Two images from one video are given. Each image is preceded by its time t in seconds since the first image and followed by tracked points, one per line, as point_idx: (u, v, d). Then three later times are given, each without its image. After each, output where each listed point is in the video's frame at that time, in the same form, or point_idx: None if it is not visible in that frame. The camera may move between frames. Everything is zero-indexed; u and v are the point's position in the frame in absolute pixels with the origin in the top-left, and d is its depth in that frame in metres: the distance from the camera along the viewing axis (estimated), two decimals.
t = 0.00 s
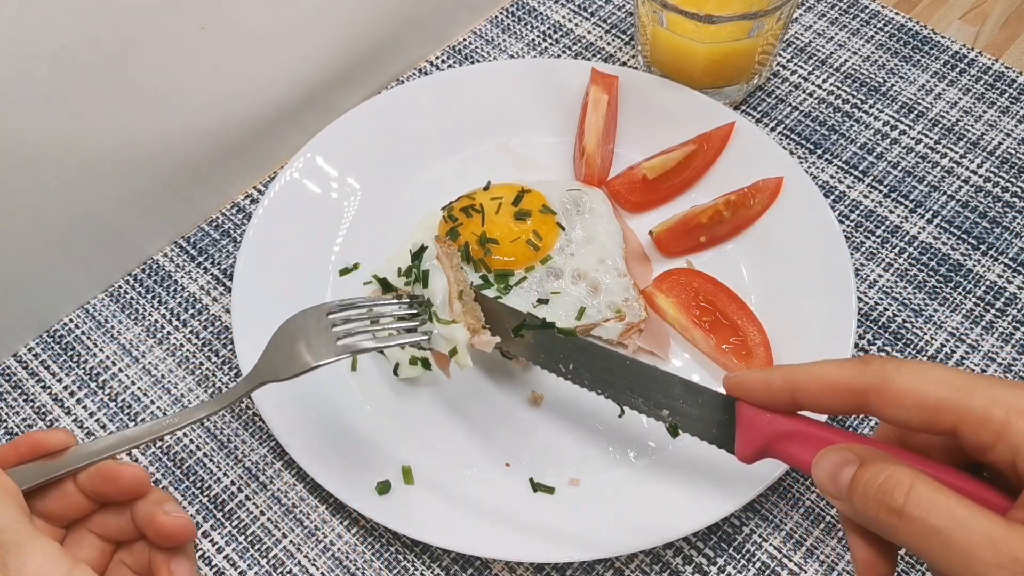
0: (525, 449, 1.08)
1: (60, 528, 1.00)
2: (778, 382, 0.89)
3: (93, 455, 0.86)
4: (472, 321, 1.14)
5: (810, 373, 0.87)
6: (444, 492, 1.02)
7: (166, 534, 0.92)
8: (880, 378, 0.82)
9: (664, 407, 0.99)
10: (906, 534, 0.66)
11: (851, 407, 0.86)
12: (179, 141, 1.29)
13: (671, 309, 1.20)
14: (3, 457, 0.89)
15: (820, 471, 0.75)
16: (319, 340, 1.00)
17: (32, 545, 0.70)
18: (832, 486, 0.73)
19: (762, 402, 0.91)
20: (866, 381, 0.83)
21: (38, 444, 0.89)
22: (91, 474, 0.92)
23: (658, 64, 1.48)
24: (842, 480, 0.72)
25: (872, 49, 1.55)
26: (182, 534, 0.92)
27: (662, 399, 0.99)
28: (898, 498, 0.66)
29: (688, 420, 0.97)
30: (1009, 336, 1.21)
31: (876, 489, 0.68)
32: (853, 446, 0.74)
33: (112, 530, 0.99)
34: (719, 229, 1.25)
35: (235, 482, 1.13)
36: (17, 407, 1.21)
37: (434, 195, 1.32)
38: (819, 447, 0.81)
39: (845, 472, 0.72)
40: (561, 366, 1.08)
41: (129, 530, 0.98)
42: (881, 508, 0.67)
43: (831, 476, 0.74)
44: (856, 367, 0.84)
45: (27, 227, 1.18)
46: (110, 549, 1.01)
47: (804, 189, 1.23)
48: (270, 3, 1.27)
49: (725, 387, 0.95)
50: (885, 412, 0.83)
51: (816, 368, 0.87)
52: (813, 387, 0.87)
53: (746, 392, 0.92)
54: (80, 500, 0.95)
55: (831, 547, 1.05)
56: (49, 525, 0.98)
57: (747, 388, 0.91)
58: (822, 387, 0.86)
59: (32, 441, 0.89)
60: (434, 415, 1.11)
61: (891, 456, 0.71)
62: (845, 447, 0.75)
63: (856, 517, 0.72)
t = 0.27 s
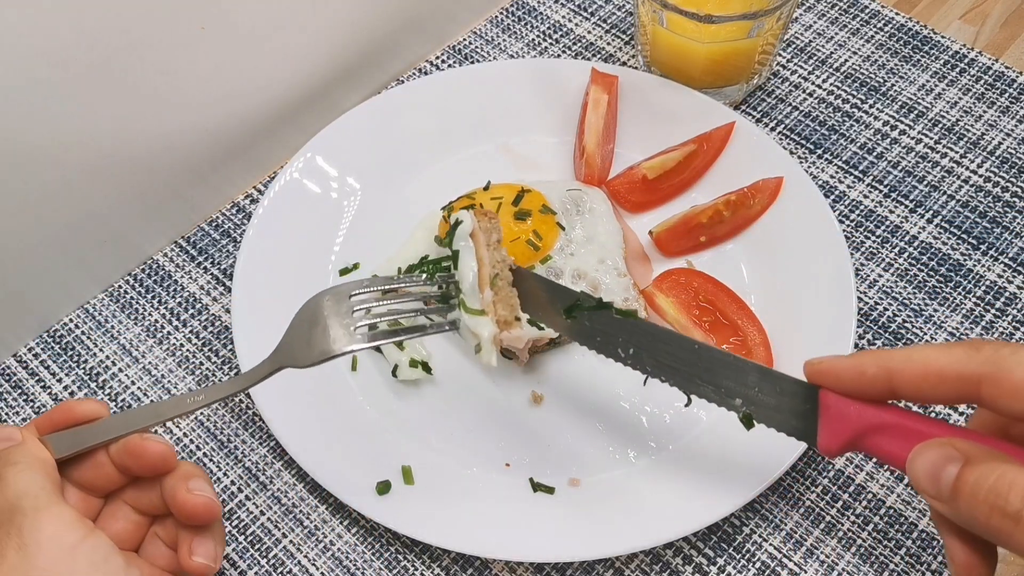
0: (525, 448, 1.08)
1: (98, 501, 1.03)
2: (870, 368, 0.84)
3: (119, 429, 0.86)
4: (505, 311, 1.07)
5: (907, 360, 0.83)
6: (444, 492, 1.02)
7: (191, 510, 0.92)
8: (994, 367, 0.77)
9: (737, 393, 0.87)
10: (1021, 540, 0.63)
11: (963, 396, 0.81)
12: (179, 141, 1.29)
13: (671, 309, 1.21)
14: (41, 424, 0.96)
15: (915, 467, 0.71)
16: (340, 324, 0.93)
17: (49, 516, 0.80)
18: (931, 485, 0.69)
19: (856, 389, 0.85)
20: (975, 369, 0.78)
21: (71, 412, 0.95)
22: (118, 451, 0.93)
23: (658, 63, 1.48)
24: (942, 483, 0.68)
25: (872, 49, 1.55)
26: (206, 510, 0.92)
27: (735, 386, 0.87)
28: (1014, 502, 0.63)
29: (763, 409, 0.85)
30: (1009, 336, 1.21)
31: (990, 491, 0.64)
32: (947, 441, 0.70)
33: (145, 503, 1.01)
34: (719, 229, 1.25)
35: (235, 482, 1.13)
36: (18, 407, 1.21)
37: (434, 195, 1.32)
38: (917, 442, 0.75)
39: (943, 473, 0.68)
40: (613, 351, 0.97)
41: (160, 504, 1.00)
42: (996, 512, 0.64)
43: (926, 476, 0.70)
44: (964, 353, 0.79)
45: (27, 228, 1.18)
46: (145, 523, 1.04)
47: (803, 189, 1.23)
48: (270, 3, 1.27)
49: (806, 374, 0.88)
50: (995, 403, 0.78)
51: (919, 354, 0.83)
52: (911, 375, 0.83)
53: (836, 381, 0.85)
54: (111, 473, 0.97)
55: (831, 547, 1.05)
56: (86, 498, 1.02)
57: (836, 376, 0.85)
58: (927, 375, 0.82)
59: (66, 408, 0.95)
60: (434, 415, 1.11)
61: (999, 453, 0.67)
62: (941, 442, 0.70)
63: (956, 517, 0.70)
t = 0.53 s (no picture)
0: (525, 448, 1.08)
1: (101, 487, 1.04)
2: (891, 347, 0.83)
3: (119, 412, 0.84)
4: (508, 281, 0.97)
5: (932, 340, 0.83)
6: (444, 492, 1.02)
7: (191, 496, 0.91)
8: None
9: (749, 371, 0.85)
10: None
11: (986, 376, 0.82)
12: (179, 140, 1.29)
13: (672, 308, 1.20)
14: (42, 410, 0.95)
15: (938, 450, 0.70)
16: (339, 298, 0.89)
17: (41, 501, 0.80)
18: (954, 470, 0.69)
19: (875, 369, 0.83)
20: (1006, 349, 0.79)
21: (71, 397, 0.94)
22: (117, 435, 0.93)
23: (658, 63, 1.48)
24: (968, 467, 0.68)
25: (872, 48, 1.55)
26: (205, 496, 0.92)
27: (748, 363, 0.85)
28: None
29: (777, 387, 0.84)
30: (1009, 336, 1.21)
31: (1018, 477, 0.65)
32: (972, 424, 0.70)
33: (146, 490, 1.01)
34: (719, 229, 1.25)
35: (235, 482, 1.13)
36: (18, 407, 1.21)
37: (434, 195, 1.32)
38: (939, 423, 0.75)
39: (968, 458, 0.68)
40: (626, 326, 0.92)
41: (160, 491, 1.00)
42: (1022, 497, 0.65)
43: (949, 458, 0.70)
44: (993, 332, 0.80)
45: (27, 227, 1.18)
46: (148, 510, 1.04)
47: (803, 189, 1.23)
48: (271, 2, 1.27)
49: (824, 353, 0.87)
50: None
51: (943, 334, 0.83)
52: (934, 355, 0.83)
53: (858, 360, 0.84)
54: (111, 460, 0.98)
55: (831, 547, 1.05)
56: (88, 484, 1.02)
57: (855, 354, 0.84)
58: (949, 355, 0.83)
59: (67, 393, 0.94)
60: (434, 415, 1.11)
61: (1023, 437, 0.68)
62: (966, 424, 0.70)
63: (979, 502, 0.70)
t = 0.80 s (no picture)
0: (525, 448, 1.08)
1: (101, 484, 1.03)
2: (905, 337, 0.84)
3: (120, 407, 0.84)
4: (515, 267, 0.92)
5: (944, 331, 0.84)
6: (443, 492, 1.02)
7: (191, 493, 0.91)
8: None
9: (756, 363, 0.85)
10: None
11: (996, 367, 0.84)
12: (179, 140, 1.29)
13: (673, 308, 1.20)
14: (42, 405, 0.94)
15: (952, 446, 0.70)
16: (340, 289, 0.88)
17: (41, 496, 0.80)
18: (966, 465, 0.69)
19: (884, 361, 0.85)
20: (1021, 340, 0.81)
21: (72, 392, 0.93)
22: (118, 431, 0.93)
23: (658, 63, 1.48)
24: (981, 461, 0.68)
25: (872, 48, 1.55)
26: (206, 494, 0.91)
27: (757, 355, 0.85)
28: None
29: (787, 379, 0.84)
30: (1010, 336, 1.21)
31: None
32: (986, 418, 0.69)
33: (145, 487, 1.01)
34: (719, 228, 1.25)
35: (235, 482, 1.13)
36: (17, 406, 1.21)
37: (434, 195, 1.32)
38: (950, 416, 0.75)
39: (981, 452, 0.68)
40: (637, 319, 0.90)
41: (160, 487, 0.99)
42: None
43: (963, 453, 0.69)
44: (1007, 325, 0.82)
45: (27, 227, 1.18)
46: (147, 507, 1.03)
47: (803, 189, 1.23)
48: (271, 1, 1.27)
49: (834, 346, 0.87)
50: None
51: (955, 325, 0.84)
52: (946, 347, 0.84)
53: (870, 353, 0.85)
54: (111, 456, 0.98)
55: (831, 547, 1.05)
56: (87, 480, 1.02)
57: (866, 346, 0.84)
58: (960, 346, 0.83)
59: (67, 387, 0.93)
60: (434, 415, 1.11)
61: None
62: (980, 418, 0.70)
63: (992, 497, 0.70)
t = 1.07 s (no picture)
0: (525, 448, 1.08)
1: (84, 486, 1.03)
2: (883, 328, 0.88)
3: (118, 402, 0.84)
4: (520, 240, 0.94)
5: (920, 323, 0.86)
6: (443, 492, 1.02)
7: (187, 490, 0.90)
8: (1011, 329, 0.80)
9: (742, 353, 0.85)
10: None
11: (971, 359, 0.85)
12: (179, 139, 1.29)
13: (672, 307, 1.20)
14: (36, 398, 0.94)
15: (926, 434, 0.72)
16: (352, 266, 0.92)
17: (44, 501, 0.79)
18: (940, 452, 0.71)
19: (862, 352, 0.89)
20: (995, 331, 0.81)
21: (67, 383, 0.94)
22: (111, 426, 0.92)
23: (658, 63, 1.48)
24: (954, 447, 0.70)
25: (872, 48, 1.55)
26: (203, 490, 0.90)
27: (743, 346, 0.85)
28: None
29: (772, 370, 0.84)
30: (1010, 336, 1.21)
31: (1002, 457, 0.66)
32: (960, 408, 0.71)
33: (128, 491, 1.00)
34: (719, 228, 1.25)
35: (235, 482, 1.13)
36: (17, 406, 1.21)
37: (434, 195, 1.32)
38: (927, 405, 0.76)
39: (954, 439, 0.70)
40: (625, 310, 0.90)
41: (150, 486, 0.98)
42: (1006, 478, 0.66)
43: (936, 440, 0.71)
44: (982, 316, 0.83)
45: (28, 227, 1.18)
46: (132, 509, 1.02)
47: (803, 189, 1.23)
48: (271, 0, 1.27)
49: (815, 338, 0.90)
50: (1010, 366, 0.80)
51: (932, 316, 0.86)
52: (923, 338, 0.86)
53: (846, 343, 0.89)
54: (98, 455, 0.97)
55: (831, 547, 1.05)
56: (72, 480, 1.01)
57: (845, 338, 0.88)
58: (937, 337, 0.86)
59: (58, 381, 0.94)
60: (434, 415, 1.11)
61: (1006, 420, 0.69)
62: (954, 409, 0.72)
63: (963, 484, 0.72)
